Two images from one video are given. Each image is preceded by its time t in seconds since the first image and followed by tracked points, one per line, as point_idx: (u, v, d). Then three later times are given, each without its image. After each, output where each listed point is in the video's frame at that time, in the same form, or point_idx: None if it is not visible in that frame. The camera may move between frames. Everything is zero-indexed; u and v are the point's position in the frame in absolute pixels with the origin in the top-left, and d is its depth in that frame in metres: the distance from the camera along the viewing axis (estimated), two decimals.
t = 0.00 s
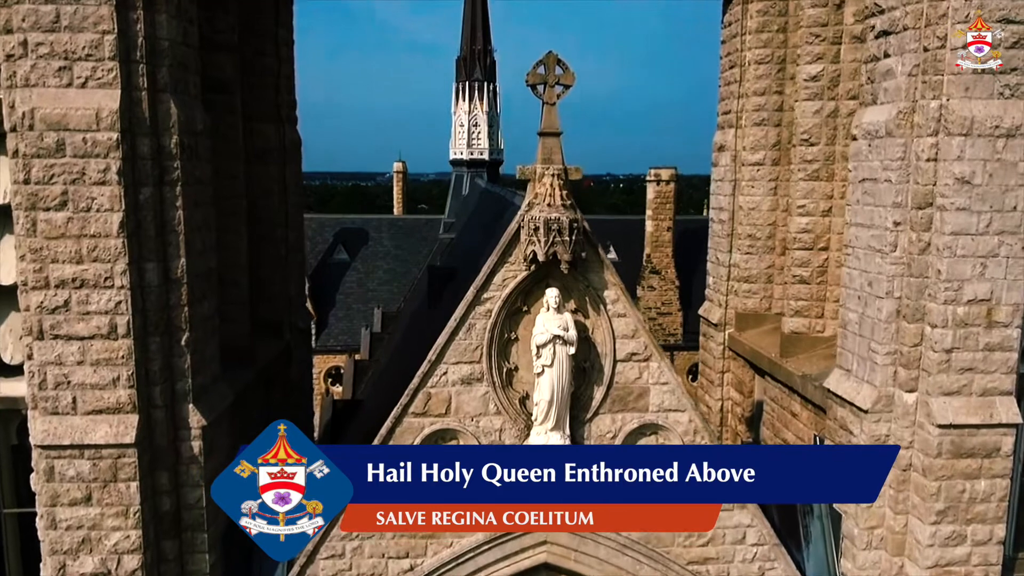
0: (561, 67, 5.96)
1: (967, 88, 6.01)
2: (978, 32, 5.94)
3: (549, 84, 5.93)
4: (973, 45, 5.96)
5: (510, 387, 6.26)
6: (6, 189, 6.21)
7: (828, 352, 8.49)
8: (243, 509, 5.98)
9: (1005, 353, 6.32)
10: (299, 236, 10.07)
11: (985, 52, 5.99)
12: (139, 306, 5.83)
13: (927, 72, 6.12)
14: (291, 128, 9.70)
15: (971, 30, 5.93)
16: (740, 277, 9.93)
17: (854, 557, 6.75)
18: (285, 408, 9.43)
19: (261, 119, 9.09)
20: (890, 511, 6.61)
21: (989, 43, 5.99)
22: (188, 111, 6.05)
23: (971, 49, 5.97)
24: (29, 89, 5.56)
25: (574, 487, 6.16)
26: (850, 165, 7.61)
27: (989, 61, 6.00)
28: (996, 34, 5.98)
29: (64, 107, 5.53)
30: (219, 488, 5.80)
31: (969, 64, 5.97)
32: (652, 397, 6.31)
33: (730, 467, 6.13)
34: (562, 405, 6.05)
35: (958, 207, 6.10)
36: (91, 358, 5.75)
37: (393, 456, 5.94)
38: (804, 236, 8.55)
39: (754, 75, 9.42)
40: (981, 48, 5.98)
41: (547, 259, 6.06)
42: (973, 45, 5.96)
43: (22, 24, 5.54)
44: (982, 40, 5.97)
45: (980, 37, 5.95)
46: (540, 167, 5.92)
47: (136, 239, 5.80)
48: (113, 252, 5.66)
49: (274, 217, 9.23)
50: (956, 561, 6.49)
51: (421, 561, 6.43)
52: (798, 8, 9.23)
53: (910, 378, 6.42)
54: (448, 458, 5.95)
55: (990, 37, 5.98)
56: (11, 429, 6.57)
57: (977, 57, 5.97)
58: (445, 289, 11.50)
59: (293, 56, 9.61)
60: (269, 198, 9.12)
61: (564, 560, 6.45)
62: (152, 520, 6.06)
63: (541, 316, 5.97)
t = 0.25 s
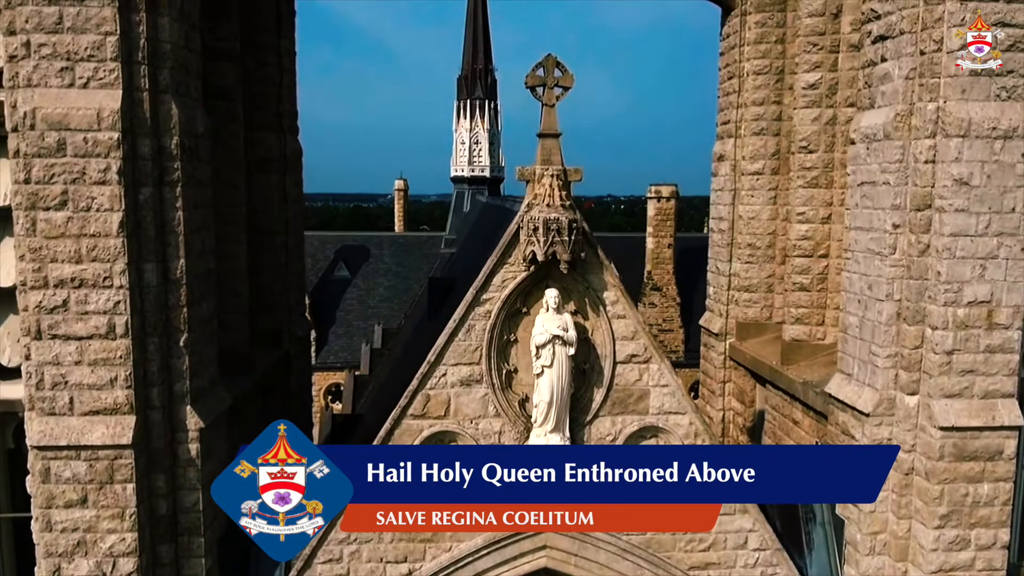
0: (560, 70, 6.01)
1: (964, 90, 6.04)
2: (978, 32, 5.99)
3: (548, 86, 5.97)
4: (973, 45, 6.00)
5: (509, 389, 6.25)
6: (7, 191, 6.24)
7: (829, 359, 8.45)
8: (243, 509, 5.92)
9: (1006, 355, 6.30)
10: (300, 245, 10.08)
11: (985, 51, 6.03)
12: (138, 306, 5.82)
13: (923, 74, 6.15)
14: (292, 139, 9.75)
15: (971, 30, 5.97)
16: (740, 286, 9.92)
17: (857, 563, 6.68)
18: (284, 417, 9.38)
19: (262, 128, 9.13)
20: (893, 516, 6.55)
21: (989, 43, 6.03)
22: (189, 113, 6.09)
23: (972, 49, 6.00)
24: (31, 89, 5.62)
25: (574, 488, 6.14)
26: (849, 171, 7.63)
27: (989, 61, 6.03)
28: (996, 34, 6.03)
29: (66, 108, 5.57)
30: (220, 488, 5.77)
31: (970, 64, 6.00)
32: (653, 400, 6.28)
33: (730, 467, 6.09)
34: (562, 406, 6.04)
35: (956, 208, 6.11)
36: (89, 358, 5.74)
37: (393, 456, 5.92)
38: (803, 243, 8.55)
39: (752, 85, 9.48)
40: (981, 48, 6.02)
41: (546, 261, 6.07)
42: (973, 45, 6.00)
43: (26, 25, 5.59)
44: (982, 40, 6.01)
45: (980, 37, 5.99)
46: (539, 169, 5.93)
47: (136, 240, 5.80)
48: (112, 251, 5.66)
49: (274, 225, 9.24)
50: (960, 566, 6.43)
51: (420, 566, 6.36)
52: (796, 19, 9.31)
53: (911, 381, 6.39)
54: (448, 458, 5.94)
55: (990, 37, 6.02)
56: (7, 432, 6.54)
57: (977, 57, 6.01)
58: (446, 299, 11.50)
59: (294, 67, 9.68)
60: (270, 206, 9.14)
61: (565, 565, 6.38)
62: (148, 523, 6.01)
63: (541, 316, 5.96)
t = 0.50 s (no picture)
0: (560, 69, 6.02)
1: (963, 89, 6.06)
2: (978, 32, 6.02)
3: (548, 85, 5.98)
4: (973, 45, 6.03)
5: (510, 388, 6.22)
6: (8, 189, 6.24)
7: (830, 362, 8.42)
8: (243, 509, 5.85)
9: (1008, 353, 6.28)
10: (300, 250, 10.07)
11: (985, 52, 6.06)
12: (137, 304, 5.80)
13: (922, 74, 6.17)
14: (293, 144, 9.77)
15: (971, 30, 6.01)
16: (740, 291, 9.91)
17: (861, 566, 6.62)
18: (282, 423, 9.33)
19: (263, 133, 9.15)
20: (897, 517, 6.51)
21: (989, 43, 6.06)
22: (191, 113, 6.10)
23: (972, 49, 6.03)
24: (34, 87, 5.62)
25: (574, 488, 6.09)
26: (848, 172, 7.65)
27: (989, 61, 6.06)
28: (996, 34, 6.06)
29: (68, 105, 5.58)
30: (219, 488, 5.68)
31: (970, 64, 6.02)
32: (654, 399, 6.25)
33: (731, 467, 6.02)
34: (562, 405, 6.00)
35: (956, 206, 6.12)
36: (88, 355, 5.72)
37: (393, 456, 5.89)
38: (804, 246, 8.55)
39: (751, 91, 9.51)
40: (981, 48, 6.05)
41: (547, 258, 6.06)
42: (973, 45, 6.03)
43: (30, 23, 5.61)
44: (982, 40, 6.04)
45: (980, 37, 6.02)
46: (540, 166, 5.94)
47: (136, 237, 5.79)
48: (113, 248, 5.66)
49: (274, 230, 9.26)
50: (965, 567, 6.38)
51: (420, 567, 6.30)
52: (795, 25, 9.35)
53: (913, 380, 6.36)
54: (448, 457, 5.89)
55: (990, 37, 6.05)
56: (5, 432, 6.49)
57: (977, 57, 6.03)
58: (446, 306, 11.47)
59: (295, 73, 9.72)
60: (270, 210, 9.16)
61: (566, 566, 6.31)
62: (146, 522, 5.96)
63: (541, 314, 5.95)
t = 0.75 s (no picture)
0: (562, 64, 6.03)
1: (964, 84, 6.08)
2: (978, 32, 6.04)
3: (549, 80, 5.98)
4: (973, 45, 6.05)
5: (511, 382, 6.19)
6: (9, 186, 6.25)
7: (832, 362, 8.40)
8: (243, 509, 5.77)
9: (1012, 348, 6.27)
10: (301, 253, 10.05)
11: (985, 51, 6.08)
12: (138, 297, 5.78)
13: (922, 70, 6.20)
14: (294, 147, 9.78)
15: (972, 30, 6.03)
16: (741, 294, 9.90)
17: (865, 564, 6.57)
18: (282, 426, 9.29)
19: (264, 136, 9.16)
20: (901, 514, 6.46)
21: (989, 43, 6.09)
22: (193, 107, 6.11)
23: (972, 49, 6.05)
24: (37, 80, 5.63)
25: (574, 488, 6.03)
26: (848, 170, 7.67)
27: (989, 61, 6.09)
28: (996, 34, 6.08)
29: (70, 97, 5.58)
30: (219, 489, 5.60)
31: (970, 64, 6.05)
32: (656, 394, 6.22)
33: (730, 466, 6.03)
34: (564, 399, 5.96)
35: (958, 200, 6.13)
36: (88, 348, 5.69)
37: (393, 456, 5.88)
38: (804, 246, 8.55)
39: (751, 94, 9.55)
40: (981, 48, 6.07)
41: (548, 252, 6.04)
42: (973, 45, 6.05)
43: (34, 17, 5.61)
44: (982, 40, 6.06)
45: (980, 37, 6.04)
46: (542, 160, 5.94)
47: (137, 230, 5.78)
48: (114, 241, 5.64)
49: (275, 232, 9.25)
50: (971, 565, 6.33)
51: (420, 564, 6.24)
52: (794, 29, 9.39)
53: (917, 376, 6.33)
54: (448, 457, 5.90)
55: (990, 37, 6.08)
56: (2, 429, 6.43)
57: (977, 56, 6.06)
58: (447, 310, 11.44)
59: (297, 76, 9.75)
60: (271, 213, 9.17)
61: (567, 563, 6.26)
62: (145, 517, 5.91)
63: (543, 308, 5.94)
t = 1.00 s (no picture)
0: (563, 54, 6.03)
1: (965, 75, 6.08)
2: (978, 32, 6.05)
3: (551, 70, 5.99)
4: (973, 45, 6.06)
5: (514, 374, 6.16)
6: (10, 176, 6.23)
7: (834, 358, 8.37)
8: (243, 509, 5.80)
9: (1016, 340, 6.24)
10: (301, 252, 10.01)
11: (985, 51, 6.09)
12: (138, 287, 5.75)
13: (924, 61, 6.20)
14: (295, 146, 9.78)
15: (972, 30, 6.04)
16: (743, 292, 9.88)
17: (870, 558, 6.53)
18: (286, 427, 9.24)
19: (265, 133, 9.16)
20: (906, 508, 6.42)
21: (989, 43, 6.10)
22: (194, 99, 6.11)
23: (972, 49, 6.07)
24: (39, 69, 5.62)
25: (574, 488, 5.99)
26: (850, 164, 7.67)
27: (989, 61, 6.11)
28: (996, 34, 6.10)
29: (73, 86, 5.57)
30: (219, 489, 5.65)
31: (970, 64, 6.07)
32: (659, 385, 6.19)
33: (730, 466, 6.00)
34: (567, 390, 5.92)
35: (961, 191, 6.12)
36: (88, 338, 5.66)
37: (393, 456, 5.81)
38: (806, 242, 8.53)
39: (752, 93, 9.56)
40: (981, 48, 6.08)
41: (551, 242, 6.00)
42: (973, 45, 6.06)
43: (36, 6, 5.61)
44: (982, 40, 6.08)
45: (980, 36, 6.06)
46: (543, 151, 5.93)
47: (138, 220, 5.76)
48: (115, 230, 5.62)
49: (275, 230, 9.22)
50: (976, 558, 6.29)
51: (422, 557, 6.20)
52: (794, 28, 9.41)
53: (921, 368, 6.30)
54: (448, 457, 5.83)
55: (990, 37, 6.09)
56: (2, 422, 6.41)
57: (977, 57, 6.08)
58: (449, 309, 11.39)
59: (298, 75, 9.76)
60: (272, 211, 9.14)
61: (570, 556, 6.21)
62: (144, 509, 5.87)
63: (545, 298, 5.91)
